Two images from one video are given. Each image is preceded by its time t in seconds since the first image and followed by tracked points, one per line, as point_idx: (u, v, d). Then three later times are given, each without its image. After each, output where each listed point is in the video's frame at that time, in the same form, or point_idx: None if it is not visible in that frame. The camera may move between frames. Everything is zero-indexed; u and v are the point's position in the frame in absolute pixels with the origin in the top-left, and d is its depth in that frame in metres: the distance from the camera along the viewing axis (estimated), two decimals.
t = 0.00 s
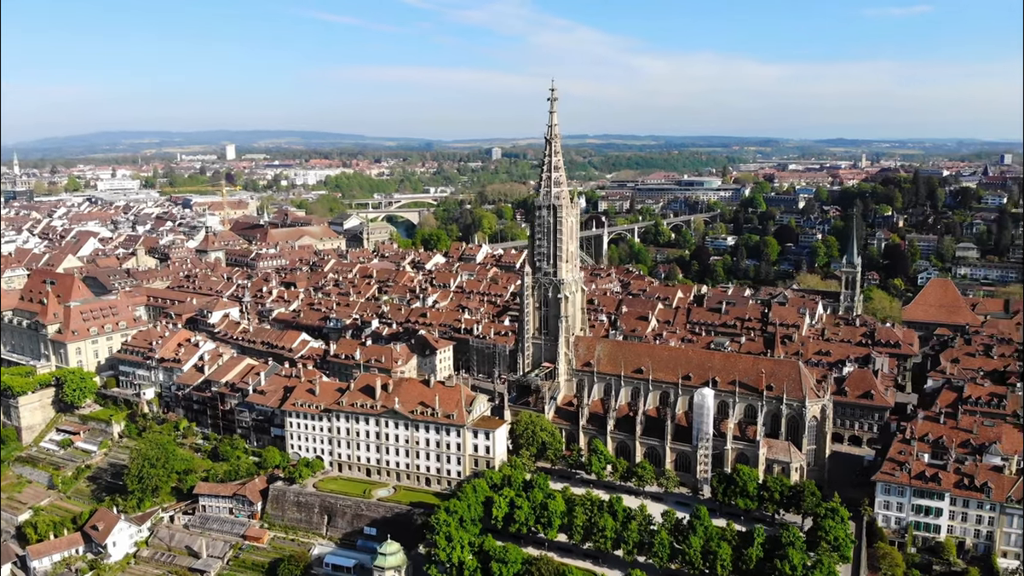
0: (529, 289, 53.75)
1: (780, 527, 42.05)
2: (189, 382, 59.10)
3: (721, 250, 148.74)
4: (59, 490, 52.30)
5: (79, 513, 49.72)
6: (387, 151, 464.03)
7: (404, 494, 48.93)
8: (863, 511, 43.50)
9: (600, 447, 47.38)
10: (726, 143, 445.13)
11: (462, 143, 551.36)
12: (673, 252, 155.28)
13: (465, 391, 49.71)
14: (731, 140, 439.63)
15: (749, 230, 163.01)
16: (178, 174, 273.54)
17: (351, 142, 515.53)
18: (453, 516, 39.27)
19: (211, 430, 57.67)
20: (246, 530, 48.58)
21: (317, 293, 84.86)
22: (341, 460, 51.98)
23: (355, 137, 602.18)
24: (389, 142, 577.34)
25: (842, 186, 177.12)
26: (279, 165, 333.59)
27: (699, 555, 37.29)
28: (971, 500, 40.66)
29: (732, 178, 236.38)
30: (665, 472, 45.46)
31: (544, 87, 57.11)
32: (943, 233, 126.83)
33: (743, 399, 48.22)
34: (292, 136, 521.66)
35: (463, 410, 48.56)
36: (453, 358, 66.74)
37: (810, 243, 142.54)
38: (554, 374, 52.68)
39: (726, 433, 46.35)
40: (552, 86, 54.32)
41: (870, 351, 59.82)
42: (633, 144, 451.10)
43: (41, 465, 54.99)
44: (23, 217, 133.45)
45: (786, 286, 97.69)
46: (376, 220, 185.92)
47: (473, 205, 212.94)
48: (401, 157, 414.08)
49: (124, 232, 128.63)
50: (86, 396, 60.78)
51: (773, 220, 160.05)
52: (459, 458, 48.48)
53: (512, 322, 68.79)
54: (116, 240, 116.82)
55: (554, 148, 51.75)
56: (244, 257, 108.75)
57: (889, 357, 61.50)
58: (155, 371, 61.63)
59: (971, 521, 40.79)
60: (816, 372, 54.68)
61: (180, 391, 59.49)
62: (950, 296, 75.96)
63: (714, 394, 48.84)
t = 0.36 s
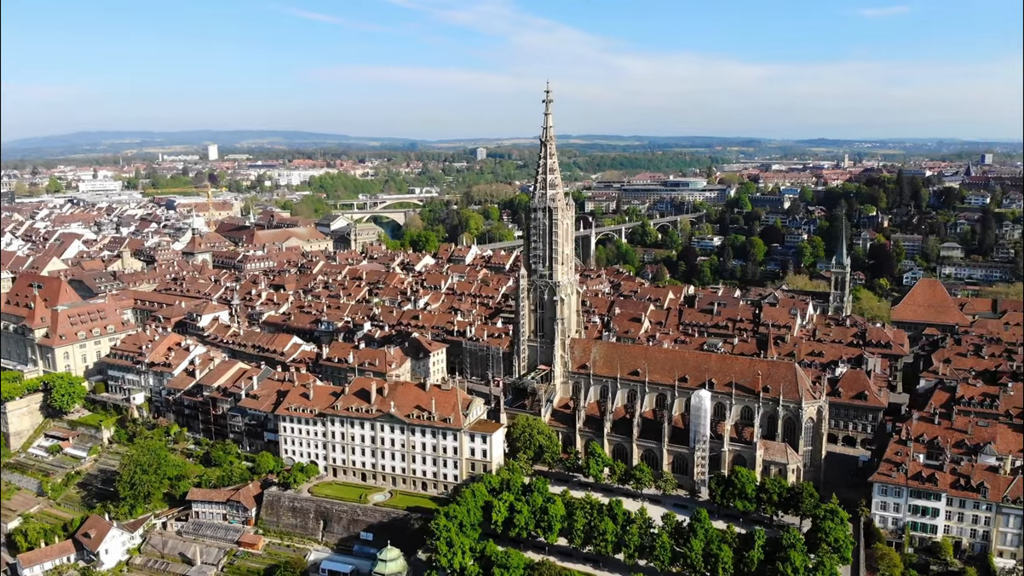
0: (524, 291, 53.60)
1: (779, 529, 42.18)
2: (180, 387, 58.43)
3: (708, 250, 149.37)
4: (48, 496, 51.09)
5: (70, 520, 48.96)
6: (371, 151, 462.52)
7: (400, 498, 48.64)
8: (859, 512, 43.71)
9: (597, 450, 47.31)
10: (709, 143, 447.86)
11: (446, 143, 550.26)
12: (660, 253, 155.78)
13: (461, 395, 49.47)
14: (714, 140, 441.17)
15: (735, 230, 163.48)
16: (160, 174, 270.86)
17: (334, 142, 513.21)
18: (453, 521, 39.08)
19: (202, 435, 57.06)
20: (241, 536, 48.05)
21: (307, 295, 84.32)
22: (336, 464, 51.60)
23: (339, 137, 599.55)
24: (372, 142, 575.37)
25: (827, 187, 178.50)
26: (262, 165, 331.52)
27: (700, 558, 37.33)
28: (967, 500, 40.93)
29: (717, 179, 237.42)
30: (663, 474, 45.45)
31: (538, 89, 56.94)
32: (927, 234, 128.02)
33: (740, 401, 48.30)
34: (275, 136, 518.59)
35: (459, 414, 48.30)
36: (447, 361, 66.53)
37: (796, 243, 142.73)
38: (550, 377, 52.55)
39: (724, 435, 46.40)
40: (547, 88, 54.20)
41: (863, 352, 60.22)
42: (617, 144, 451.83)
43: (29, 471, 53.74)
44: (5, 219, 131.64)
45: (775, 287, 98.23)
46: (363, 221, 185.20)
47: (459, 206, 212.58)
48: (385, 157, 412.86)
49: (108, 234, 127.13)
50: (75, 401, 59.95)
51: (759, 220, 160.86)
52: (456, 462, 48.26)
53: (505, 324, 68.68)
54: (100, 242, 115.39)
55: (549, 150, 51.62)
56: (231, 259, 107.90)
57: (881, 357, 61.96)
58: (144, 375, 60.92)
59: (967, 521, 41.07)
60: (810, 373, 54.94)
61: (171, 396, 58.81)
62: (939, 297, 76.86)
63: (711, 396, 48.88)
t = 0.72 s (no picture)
0: (520, 294, 53.44)
1: (778, 531, 42.25)
2: (172, 391, 57.80)
3: (696, 251, 149.83)
4: (39, 503, 50.44)
5: (61, 527, 48.19)
6: (357, 151, 461.39)
7: (397, 503, 48.36)
8: (857, 513, 43.84)
9: (595, 452, 47.24)
10: (694, 143, 449.90)
11: (432, 143, 549.11)
12: (649, 253, 156.11)
13: (458, 398, 49.30)
14: (700, 139, 443.76)
15: (723, 231, 163.89)
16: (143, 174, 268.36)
17: (320, 142, 511.51)
18: (453, 525, 38.92)
19: (195, 440, 56.48)
20: (236, 542, 47.57)
21: (297, 298, 83.82)
22: (331, 468, 51.25)
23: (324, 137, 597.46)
24: (358, 142, 574.04)
25: (813, 187, 179.61)
26: (247, 166, 329.30)
27: (701, 560, 37.37)
28: (964, 500, 41.16)
29: (704, 179, 238.31)
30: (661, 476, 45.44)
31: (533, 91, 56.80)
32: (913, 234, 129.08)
33: (736, 402, 48.41)
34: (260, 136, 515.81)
35: (456, 417, 48.12)
36: (440, 363, 66.36)
37: (783, 243, 143.08)
38: (547, 379, 52.42)
39: (721, 437, 46.44)
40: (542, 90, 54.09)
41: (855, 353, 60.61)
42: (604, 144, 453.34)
43: (20, 477, 52.99)
44: None
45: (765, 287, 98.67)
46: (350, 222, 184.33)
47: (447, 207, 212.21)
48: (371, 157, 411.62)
49: (93, 236, 125.78)
50: (65, 406, 59.11)
51: (746, 221, 161.64)
52: (453, 465, 48.04)
53: (498, 326, 68.59)
54: (86, 243, 114.21)
55: (545, 152, 51.47)
56: (219, 261, 107.06)
57: (874, 357, 62.41)
58: (135, 380, 60.25)
59: (964, 521, 41.30)
60: (804, 373, 55.17)
61: (162, 400, 58.17)
62: (929, 297, 77.63)
63: (708, 397, 48.92)
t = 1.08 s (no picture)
0: (516, 296, 53.29)
1: (777, 532, 42.34)
2: (163, 396, 57.18)
3: (683, 251, 150.33)
4: (29, 510, 49.87)
5: (53, 534, 47.39)
6: (341, 151, 459.68)
7: (393, 507, 48.04)
8: (854, 514, 44.02)
9: (592, 455, 47.17)
10: (676, 143, 451.63)
11: (415, 142, 548.00)
12: (636, 253, 156.35)
13: (454, 401, 49.06)
14: (683, 139, 445.53)
15: (709, 231, 164.10)
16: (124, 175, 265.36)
17: (303, 142, 509.13)
18: (453, 530, 38.77)
19: (187, 445, 55.89)
20: (231, 548, 47.06)
21: (287, 300, 83.24)
22: (326, 473, 50.84)
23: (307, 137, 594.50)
24: (342, 142, 571.62)
25: (798, 188, 180.60)
26: (230, 166, 326.78)
27: (702, 563, 37.31)
28: (960, 500, 41.38)
29: (689, 179, 239.14)
30: (659, 479, 45.45)
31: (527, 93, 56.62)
32: (897, 234, 130.25)
33: (733, 404, 48.45)
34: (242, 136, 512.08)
35: (453, 421, 47.87)
36: (433, 366, 66.17)
37: (769, 244, 143.61)
38: (543, 382, 52.25)
39: (718, 438, 46.47)
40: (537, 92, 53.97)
41: (848, 353, 60.98)
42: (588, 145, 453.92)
43: (9, 484, 52.57)
44: None
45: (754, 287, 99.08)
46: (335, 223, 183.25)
47: (433, 207, 211.74)
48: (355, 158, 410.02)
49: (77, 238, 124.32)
50: (54, 411, 58.60)
51: (732, 221, 162.31)
52: (449, 469, 47.77)
53: (491, 329, 68.44)
54: (70, 245, 112.86)
55: (541, 154, 51.35)
56: (206, 263, 106.19)
57: (865, 358, 62.81)
58: (125, 385, 59.54)
59: (960, 521, 41.52)
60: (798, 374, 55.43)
61: (153, 405, 57.49)
62: (918, 297, 78.32)
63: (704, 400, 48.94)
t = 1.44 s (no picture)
0: (511, 298, 53.14)
1: (775, 534, 42.46)
2: (153, 401, 56.54)
3: (669, 251, 150.68)
4: (19, 517, 48.96)
5: (44, 542, 46.62)
6: (325, 151, 457.73)
7: (390, 512, 47.72)
8: (851, 515, 44.22)
9: (589, 458, 47.09)
10: (660, 143, 453.59)
11: (399, 142, 546.88)
12: (624, 254, 156.47)
13: (450, 405, 48.84)
14: (667, 139, 447.80)
15: (695, 231, 164.42)
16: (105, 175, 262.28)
17: (286, 141, 506.55)
18: (453, 536, 38.66)
19: (178, 450, 55.28)
20: (225, 555, 46.53)
21: (276, 303, 82.58)
22: (322, 478, 50.42)
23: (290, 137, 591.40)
24: (325, 142, 569.27)
25: (782, 188, 181.74)
26: (213, 166, 324.22)
27: (704, 566, 37.33)
28: (956, 500, 41.67)
29: (675, 180, 239.93)
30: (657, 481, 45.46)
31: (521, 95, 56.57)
32: (882, 234, 131.40)
33: (729, 405, 48.49)
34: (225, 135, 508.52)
35: (450, 424, 47.63)
36: (426, 368, 65.87)
37: (756, 244, 144.19)
38: (539, 385, 52.10)
39: (715, 440, 46.52)
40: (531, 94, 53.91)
41: (840, 354, 61.30)
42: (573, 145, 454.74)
43: None
44: None
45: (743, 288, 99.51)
46: (320, 224, 182.25)
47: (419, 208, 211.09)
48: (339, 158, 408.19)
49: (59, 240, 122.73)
50: (42, 416, 57.84)
51: (718, 222, 162.93)
52: (446, 473, 47.56)
53: (484, 331, 68.23)
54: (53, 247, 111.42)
55: (536, 156, 51.27)
56: (193, 265, 105.23)
57: (857, 358, 63.18)
58: (114, 390, 58.78)
59: (956, 521, 41.80)
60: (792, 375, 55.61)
61: (143, 411, 56.83)
62: (907, 297, 79.06)
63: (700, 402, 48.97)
